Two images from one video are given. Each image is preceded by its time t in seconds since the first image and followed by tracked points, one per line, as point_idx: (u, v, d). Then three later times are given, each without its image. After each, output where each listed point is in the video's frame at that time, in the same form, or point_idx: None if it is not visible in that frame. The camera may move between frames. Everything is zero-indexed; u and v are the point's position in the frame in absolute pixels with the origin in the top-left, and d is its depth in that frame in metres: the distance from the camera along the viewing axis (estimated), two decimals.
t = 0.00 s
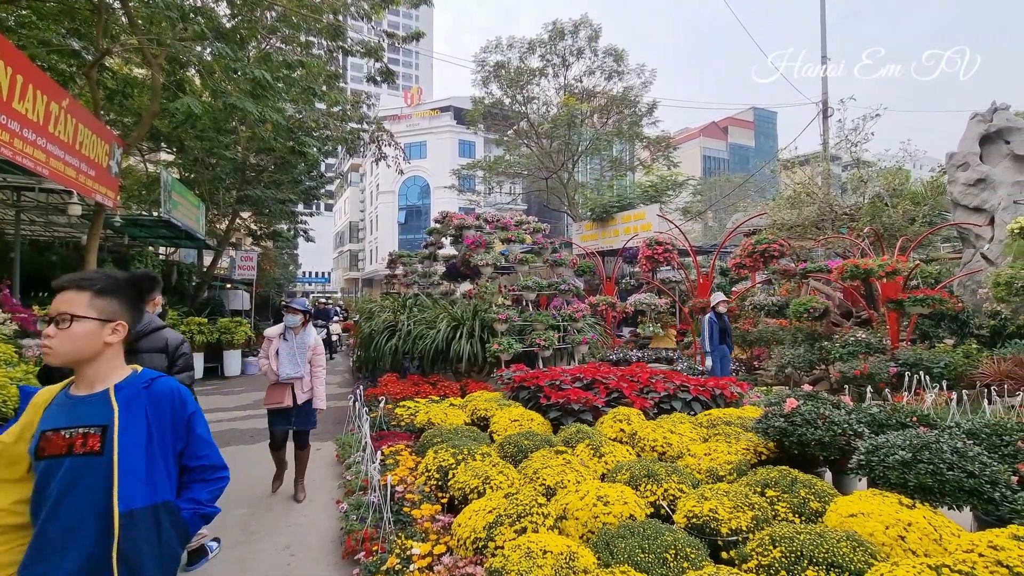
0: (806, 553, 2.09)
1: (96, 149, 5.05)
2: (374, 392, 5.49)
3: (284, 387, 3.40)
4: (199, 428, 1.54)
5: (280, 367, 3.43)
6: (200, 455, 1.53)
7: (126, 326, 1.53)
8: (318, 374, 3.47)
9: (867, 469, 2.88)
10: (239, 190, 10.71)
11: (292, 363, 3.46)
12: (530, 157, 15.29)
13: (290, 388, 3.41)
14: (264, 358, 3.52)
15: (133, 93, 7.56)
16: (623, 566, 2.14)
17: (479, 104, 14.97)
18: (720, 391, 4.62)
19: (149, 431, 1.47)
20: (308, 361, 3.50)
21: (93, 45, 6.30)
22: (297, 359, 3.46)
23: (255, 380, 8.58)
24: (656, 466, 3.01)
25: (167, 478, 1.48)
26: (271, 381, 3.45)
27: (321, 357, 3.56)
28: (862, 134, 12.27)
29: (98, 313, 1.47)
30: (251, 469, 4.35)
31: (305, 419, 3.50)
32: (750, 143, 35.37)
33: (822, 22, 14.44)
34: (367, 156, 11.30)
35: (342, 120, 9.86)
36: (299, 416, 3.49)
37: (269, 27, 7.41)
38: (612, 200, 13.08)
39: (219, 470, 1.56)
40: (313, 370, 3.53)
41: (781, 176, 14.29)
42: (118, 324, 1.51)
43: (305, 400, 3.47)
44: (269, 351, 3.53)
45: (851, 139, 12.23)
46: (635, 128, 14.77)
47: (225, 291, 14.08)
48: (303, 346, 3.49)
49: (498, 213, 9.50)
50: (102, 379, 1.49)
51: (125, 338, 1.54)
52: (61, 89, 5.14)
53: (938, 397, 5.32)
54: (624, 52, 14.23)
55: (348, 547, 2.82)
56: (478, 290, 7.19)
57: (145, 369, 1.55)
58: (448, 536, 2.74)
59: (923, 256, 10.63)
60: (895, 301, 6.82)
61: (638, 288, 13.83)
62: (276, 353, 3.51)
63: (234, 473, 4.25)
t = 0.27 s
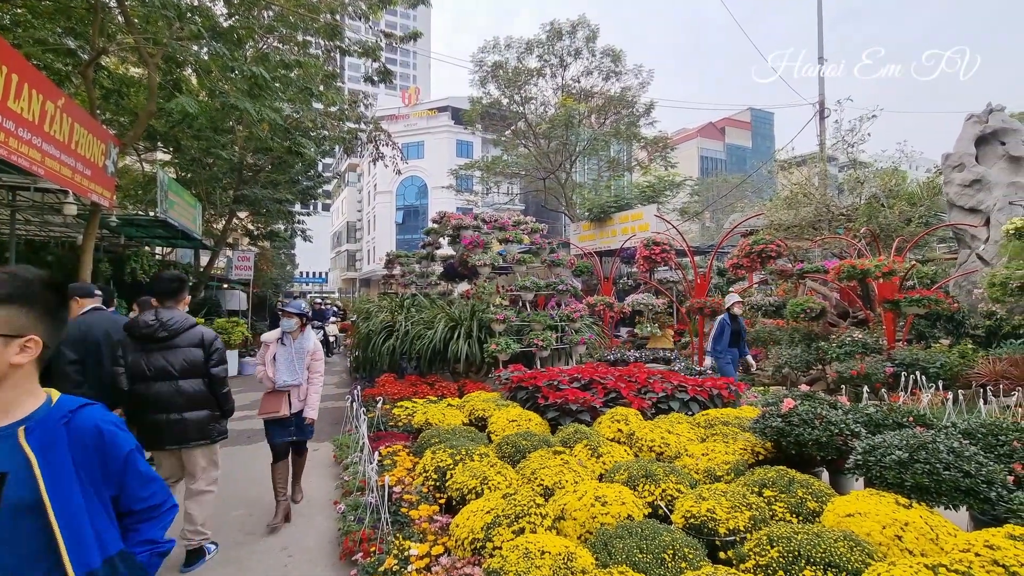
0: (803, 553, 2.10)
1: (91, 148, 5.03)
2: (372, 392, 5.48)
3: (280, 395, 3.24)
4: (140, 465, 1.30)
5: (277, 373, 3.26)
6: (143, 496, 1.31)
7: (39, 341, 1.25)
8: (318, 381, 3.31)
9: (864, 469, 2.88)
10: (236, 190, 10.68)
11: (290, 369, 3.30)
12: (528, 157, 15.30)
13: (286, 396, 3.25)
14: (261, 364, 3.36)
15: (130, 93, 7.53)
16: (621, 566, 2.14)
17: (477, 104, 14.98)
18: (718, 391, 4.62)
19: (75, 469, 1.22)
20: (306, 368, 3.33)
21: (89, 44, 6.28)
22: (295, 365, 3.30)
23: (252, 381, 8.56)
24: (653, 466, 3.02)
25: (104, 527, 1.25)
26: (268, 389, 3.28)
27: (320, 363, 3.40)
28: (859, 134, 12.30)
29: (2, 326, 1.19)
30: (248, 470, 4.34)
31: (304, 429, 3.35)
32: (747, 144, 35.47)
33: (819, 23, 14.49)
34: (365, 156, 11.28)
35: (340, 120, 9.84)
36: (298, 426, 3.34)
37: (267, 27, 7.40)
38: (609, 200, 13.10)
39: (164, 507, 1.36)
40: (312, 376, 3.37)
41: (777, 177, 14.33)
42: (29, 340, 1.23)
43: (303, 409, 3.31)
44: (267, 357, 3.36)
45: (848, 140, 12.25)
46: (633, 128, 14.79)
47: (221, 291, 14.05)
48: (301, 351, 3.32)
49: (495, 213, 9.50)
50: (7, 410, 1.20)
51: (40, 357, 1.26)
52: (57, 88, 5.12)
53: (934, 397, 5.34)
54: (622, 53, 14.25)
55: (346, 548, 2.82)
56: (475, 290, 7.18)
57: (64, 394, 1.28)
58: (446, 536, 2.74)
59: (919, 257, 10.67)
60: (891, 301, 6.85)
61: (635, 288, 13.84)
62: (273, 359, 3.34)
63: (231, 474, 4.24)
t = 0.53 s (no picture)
0: (802, 552, 2.10)
1: (89, 148, 5.02)
2: (370, 392, 5.46)
3: (277, 399, 3.13)
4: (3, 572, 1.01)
5: (273, 375, 3.14)
6: None
7: None
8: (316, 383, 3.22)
9: (863, 468, 2.89)
10: (234, 190, 10.65)
11: (287, 369, 3.17)
12: (526, 157, 15.28)
13: (283, 399, 3.14)
14: (255, 366, 3.21)
15: (127, 91, 7.50)
16: (620, 566, 2.14)
17: (475, 104, 14.97)
18: (716, 391, 4.63)
19: None
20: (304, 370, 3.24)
21: (86, 43, 6.26)
22: (292, 367, 3.19)
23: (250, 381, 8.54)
24: (652, 466, 3.01)
25: None
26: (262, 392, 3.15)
27: (318, 365, 3.31)
28: (857, 135, 12.33)
29: None
30: (247, 470, 4.33)
31: (296, 435, 3.24)
32: (745, 144, 35.54)
33: (817, 24, 14.51)
34: (363, 156, 11.26)
35: (338, 120, 9.82)
36: (290, 432, 3.22)
37: (265, 26, 7.39)
38: (608, 200, 13.11)
39: None
40: (309, 378, 3.28)
41: (776, 177, 14.36)
42: None
43: (298, 413, 3.20)
44: (261, 358, 3.23)
45: (846, 140, 12.27)
46: (631, 128, 14.80)
47: (219, 291, 14.01)
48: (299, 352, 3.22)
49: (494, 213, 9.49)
50: None
51: None
52: (54, 87, 5.10)
53: (931, 397, 5.35)
54: (621, 53, 14.25)
55: (344, 549, 2.81)
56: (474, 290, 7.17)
57: None
58: (445, 536, 2.74)
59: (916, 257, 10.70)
60: (889, 301, 6.86)
61: (634, 288, 13.85)
62: (268, 360, 3.21)
63: (229, 474, 4.22)
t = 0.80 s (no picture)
0: (800, 553, 2.10)
1: (87, 147, 5.01)
2: (369, 393, 5.46)
3: (272, 408, 2.92)
4: None
5: (268, 383, 2.96)
6: None
7: None
8: (313, 392, 2.98)
9: (860, 469, 2.90)
10: (232, 190, 10.64)
11: (281, 378, 2.97)
12: (525, 158, 15.27)
13: (278, 408, 2.93)
14: (250, 373, 3.03)
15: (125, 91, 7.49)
16: (619, 566, 2.15)
17: (474, 104, 14.97)
18: (714, 392, 4.64)
19: None
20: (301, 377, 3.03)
21: (84, 42, 6.25)
22: (287, 373, 2.99)
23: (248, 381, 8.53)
24: (651, 466, 3.02)
25: None
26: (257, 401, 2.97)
27: (317, 372, 3.07)
28: (855, 136, 12.35)
29: None
30: (246, 471, 4.33)
31: (292, 449, 2.97)
32: (744, 144, 35.58)
33: (815, 25, 14.54)
34: (361, 155, 11.25)
35: (337, 119, 9.80)
36: (287, 445, 2.96)
37: (263, 26, 7.38)
38: (606, 200, 13.13)
39: None
40: (307, 386, 3.05)
41: (774, 177, 14.38)
42: None
43: (295, 423, 2.97)
44: (257, 365, 3.05)
45: (844, 141, 12.28)
46: (630, 129, 14.81)
47: (217, 291, 13.99)
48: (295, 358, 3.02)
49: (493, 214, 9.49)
50: None
51: None
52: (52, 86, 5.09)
53: (928, 397, 5.37)
54: (619, 53, 14.26)
55: (343, 549, 2.81)
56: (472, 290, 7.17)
57: None
58: (443, 537, 2.74)
59: (914, 257, 10.73)
60: (886, 302, 6.86)
61: (632, 288, 13.87)
62: (263, 367, 3.03)
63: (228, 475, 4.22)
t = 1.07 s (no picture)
0: (800, 552, 2.11)
1: (85, 147, 5.01)
2: (368, 393, 5.46)
3: (269, 416, 2.75)
4: None
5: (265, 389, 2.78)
6: None
7: None
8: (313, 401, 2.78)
9: (859, 469, 2.90)
10: (231, 189, 10.63)
11: (280, 384, 2.79)
12: (524, 158, 15.27)
13: (275, 417, 2.75)
14: (247, 378, 2.87)
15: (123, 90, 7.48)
16: (619, 567, 2.15)
17: (473, 104, 14.97)
18: (713, 392, 4.65)
19: None
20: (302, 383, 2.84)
21: (82, 42, 6.24)
22: (287, 380, 2.80)
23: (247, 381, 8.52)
24: (650, 467, 3.02)
25: None
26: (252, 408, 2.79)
27: (319, 379, 2.87)
28: (853, 136, 12.37)
29: None
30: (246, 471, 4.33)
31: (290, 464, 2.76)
32: (742, 144, 35.63)
33: (814, 26, 14.57)
34: (360, 155, 11.23)
35: (335, 119, 9.79)
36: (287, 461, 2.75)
37: (262, 25, 7.36)
38: (605, 200, 13.14)
39: None
40: (309, 395, 2.84)
41: (772, 178, 14.41)
42: None
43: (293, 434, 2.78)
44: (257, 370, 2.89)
45: (842, 141, 12.31)
46: (628, 129, 14.82)
47: (215, 291, 13.97)
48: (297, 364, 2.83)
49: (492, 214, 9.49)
50: None
51: None
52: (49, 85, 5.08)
53: (926, 397, 5.39)
54: (618, 54, 14.27)
55: (343, 549, 2.81)
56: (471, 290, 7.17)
57: None
58: (443, 537, 2.74)
59: (912, 258, 10.76)
60: (885, 302, 6.82)
61: (631, 288, 13.87)
62: (262, 371, 2.86)
63: (228, 475, 4.22)
